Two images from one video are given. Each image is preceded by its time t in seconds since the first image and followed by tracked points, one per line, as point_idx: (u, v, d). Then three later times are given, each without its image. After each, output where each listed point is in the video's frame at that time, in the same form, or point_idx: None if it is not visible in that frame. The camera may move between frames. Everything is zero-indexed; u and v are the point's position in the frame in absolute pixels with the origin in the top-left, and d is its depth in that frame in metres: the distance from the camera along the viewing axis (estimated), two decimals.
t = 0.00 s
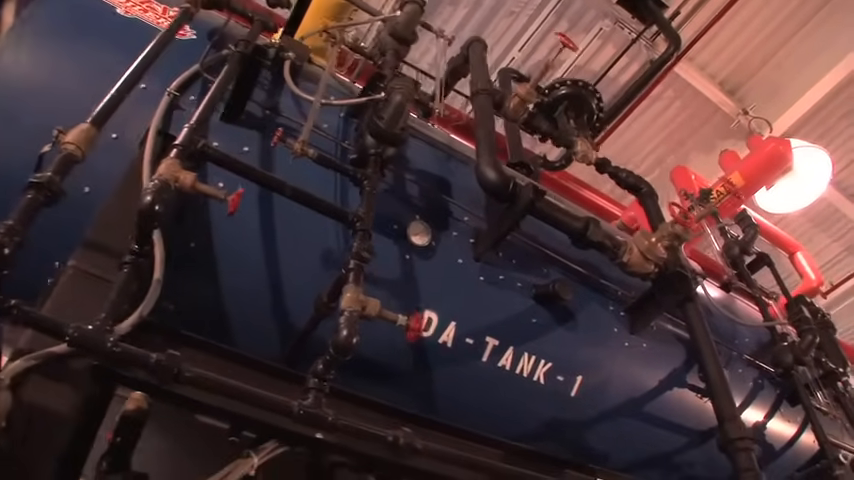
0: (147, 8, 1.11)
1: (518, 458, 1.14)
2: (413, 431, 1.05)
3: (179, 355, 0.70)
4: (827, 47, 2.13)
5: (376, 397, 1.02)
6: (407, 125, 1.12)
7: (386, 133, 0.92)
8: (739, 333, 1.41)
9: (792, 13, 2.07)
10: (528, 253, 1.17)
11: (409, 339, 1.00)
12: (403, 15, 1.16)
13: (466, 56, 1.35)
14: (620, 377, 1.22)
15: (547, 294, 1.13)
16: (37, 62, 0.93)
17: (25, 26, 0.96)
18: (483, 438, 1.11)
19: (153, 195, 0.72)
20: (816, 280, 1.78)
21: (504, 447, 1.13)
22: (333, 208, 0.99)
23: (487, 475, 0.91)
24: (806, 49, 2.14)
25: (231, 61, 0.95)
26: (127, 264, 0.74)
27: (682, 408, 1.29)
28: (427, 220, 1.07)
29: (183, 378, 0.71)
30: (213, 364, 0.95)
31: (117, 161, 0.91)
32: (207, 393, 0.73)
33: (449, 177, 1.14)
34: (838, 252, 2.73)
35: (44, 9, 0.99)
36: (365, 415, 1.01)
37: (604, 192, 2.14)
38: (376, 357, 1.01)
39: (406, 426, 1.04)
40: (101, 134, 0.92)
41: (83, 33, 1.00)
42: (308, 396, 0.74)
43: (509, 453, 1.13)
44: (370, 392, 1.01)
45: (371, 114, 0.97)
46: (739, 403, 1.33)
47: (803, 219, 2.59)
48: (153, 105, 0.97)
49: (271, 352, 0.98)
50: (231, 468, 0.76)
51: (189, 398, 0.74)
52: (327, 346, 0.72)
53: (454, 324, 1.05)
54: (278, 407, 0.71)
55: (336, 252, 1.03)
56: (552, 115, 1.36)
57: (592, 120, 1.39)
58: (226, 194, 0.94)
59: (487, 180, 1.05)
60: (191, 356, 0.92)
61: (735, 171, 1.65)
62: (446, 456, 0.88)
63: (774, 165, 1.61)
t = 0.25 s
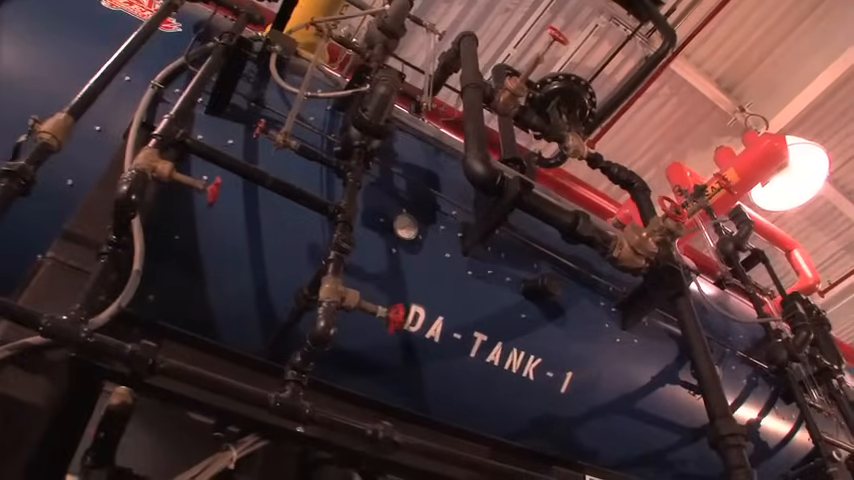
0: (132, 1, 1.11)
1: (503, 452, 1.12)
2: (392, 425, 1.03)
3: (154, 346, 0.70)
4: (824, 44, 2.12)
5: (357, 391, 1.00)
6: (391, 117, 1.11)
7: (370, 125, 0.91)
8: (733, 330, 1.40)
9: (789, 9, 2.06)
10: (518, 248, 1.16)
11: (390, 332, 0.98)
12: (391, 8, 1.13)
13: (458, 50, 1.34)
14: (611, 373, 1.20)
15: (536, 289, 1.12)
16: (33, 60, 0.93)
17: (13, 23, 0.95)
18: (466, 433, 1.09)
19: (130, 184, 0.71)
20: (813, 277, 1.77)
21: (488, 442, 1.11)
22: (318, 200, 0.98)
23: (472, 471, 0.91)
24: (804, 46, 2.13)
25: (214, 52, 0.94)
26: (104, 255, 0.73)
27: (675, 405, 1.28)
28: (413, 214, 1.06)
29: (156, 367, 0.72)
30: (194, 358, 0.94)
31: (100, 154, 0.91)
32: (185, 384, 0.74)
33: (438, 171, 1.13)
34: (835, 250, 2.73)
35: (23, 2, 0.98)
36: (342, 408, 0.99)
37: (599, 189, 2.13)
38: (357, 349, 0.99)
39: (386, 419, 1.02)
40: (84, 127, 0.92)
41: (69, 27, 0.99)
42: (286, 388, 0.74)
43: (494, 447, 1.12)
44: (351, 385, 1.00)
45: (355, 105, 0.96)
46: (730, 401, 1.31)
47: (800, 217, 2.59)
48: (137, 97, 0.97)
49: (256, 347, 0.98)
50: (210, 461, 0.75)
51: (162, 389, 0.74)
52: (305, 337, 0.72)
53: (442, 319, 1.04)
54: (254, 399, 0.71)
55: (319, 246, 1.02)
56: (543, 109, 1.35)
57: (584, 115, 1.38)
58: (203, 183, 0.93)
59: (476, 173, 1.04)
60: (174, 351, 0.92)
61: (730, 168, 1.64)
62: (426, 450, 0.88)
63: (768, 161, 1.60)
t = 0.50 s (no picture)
0: None
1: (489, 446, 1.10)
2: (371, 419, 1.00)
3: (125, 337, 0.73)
4: (821, 41, 2.11)
5: (337, 384, 0.98)
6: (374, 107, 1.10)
7: (354, 117, 0.90)
8: (727, 326, 1.39)
9: (786, 6, 2.05)
10: (507, 242, 1.15)
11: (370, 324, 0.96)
12: None
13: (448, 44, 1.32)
14: (602, 369, 1.19)
15: (524, 283, 1.11)
16: (34, 60, 0.92)
17: (11, 22, 0.93)
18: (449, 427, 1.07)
19: (105, 174, 0.71)
20: (809, 275, 1.77)
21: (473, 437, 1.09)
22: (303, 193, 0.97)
23: (456, 468, 0.90)
24: (800, 43, 2.12)
25: (196, 43, 0.94)
26: (80, 245, 0.73)
27: (667, 402, 1.26)
28: (400, 207, 1.05)
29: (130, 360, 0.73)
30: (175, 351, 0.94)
31: (83, 146, 0.90)
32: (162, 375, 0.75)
33: (425, 164, 1.13)
34: (833, 248, 2.72)
35: None
36: (319, 401, 0.96)
37: (595, 187, 2.12)
38: (338, 342, 0.97)
39: (365, 412, 0.99)
40: (67, 119, 0.91)
41: (61, 22, 0.97)
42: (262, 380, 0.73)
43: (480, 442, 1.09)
44: (331, 378, 0.98)
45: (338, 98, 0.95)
46: (722, 400, 1.30)
47: (798, 215, 2.58)
48: (121, 90, 0.96)
49: (241, 341, 0.97)
50: (190, 453, 0.75)
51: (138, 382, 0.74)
52: (282, 328, 0.71)
53: (428, 313, 1.03)
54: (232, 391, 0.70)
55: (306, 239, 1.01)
56: (535, 104, 1.34)
57: (576, 109, 1.38)
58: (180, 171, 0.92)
59: (462, 166, 1.03)
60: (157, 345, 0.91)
61: (726, 164, 1.64)
62: (408, 445, 0.87)
63: (763, 156, 1.59)
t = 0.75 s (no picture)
0: None
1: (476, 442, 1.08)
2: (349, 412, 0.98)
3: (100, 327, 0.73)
4: (817, 37, 2.10)
5: (319, 377, 0.96)
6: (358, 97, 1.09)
7: (338, 109, 0.90)
8: (721, 322, 1.38)
9: (782, 2, 2.04)
10: (496, 237, 1.14)
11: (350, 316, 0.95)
12: None
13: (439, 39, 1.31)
14: (593, 365, 1.18)
15: (513, 277, 1.10)
16: (15, 50, 0.91)
17: (11, 22, 0.93)
18: (433, 422, 1.05)
19: (81, 162, 0.70)
20: (806, 272, 1.78)
21: (460, 433, 1.07)
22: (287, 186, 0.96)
23: (440, 463, 0.90)
24: (797, 40, 2.11)
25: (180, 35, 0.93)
26: (56, 235, 0.72)
27: (659, 398, 1.25)
28: (386, 201, 1.04)
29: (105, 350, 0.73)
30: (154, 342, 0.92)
31: (65, 138, 0.89)
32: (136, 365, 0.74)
33: (413, 158, 1.12)
34: (831, 247, 2.74)
35: None
36: (296, 393, 0.95)
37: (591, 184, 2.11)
38: (321, 335, 0.96)
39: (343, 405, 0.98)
40: (49, 111, 0.90)
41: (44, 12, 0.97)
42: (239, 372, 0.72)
43: (465, 438, 1.07)
44: (311, 372, 0.96)
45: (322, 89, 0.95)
46: (715, 398, 1.28)
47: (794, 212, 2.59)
48: (104, 81, 0.95)
49: (225, 336, 0.96)
50: (165, 448, 0.74)
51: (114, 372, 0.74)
52: (258, 318, 0.70)
53: (415, 307, 1.02)
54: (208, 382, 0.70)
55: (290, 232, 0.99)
56: (527, 99, 1.33)
57: (569, 104, 1.37)
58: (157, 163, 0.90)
59: (449, 159, 1.02)
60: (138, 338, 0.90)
61: (720, 160, 1.61)
62: (389, 439, 0.86)
63: (758, 150, 1.58)
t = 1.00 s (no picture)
0: None
1: (464, 439, 1.07)
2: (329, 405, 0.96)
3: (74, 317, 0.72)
4: (814, 34, 2.09)
5: (300, 370, 0.94)
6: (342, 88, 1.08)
7: (323, 100, 0.89)
8: (715, 318, 1.36)
9: None
10: (485, 231, 1.13)
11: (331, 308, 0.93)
12: None
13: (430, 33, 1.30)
14: (584, 361, 1.16)
15: (501, 272, 1.09)
16: None
17: (12, 22, 0.93)
18: (419, 416, 1.04)
19: (57, 151, 0.70)
20: (803, 270, 1.78)
21: (446, 428, 1.06)
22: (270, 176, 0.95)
23: (426, 458, 0.89)
24: (793, 37, 2.11)
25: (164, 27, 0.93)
26: (34, 224, 0.72)
27: (652, 395, 1.24)
28: (373, 194, 1.03)
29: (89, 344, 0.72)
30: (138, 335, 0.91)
31: (47, 129, 0.88)
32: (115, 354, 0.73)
33: (401, 151, 1.11)
34: (829, 245, 2.74)
35: None
36: (277, 385, 0.93)
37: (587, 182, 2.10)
38: (305, 328, 0.95)
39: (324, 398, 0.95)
40: (31, 103, 0.89)
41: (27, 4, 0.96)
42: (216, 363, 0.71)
43: (451, 433, 1.06)
44: (293, 365, 0.94)
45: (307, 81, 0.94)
46: (709, 395, 1.27)
47: (791, 210, 2.61)
48: (88, 73, 0.94)
49: (210, 329, 0.95)
50: (144, 439, 0.73)
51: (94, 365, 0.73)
52: (235, 309, 0.70)
53: (402, 301, 1.01)
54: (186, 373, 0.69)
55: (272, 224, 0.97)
56: (518, 94, 1.32)
57: (561, 99, 1.35)
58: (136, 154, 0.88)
59: (437, 151, 1.01)
60: (119, 331, 0.89)
61: (716, 156, 1.60)
62: (369, 433, 0.86)
63: (754, 146, 1.57)
